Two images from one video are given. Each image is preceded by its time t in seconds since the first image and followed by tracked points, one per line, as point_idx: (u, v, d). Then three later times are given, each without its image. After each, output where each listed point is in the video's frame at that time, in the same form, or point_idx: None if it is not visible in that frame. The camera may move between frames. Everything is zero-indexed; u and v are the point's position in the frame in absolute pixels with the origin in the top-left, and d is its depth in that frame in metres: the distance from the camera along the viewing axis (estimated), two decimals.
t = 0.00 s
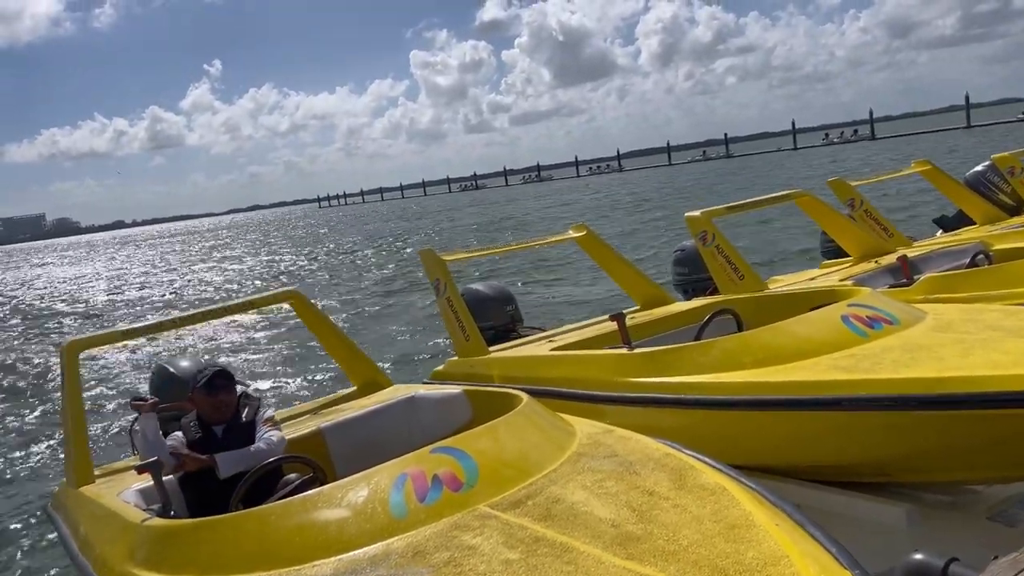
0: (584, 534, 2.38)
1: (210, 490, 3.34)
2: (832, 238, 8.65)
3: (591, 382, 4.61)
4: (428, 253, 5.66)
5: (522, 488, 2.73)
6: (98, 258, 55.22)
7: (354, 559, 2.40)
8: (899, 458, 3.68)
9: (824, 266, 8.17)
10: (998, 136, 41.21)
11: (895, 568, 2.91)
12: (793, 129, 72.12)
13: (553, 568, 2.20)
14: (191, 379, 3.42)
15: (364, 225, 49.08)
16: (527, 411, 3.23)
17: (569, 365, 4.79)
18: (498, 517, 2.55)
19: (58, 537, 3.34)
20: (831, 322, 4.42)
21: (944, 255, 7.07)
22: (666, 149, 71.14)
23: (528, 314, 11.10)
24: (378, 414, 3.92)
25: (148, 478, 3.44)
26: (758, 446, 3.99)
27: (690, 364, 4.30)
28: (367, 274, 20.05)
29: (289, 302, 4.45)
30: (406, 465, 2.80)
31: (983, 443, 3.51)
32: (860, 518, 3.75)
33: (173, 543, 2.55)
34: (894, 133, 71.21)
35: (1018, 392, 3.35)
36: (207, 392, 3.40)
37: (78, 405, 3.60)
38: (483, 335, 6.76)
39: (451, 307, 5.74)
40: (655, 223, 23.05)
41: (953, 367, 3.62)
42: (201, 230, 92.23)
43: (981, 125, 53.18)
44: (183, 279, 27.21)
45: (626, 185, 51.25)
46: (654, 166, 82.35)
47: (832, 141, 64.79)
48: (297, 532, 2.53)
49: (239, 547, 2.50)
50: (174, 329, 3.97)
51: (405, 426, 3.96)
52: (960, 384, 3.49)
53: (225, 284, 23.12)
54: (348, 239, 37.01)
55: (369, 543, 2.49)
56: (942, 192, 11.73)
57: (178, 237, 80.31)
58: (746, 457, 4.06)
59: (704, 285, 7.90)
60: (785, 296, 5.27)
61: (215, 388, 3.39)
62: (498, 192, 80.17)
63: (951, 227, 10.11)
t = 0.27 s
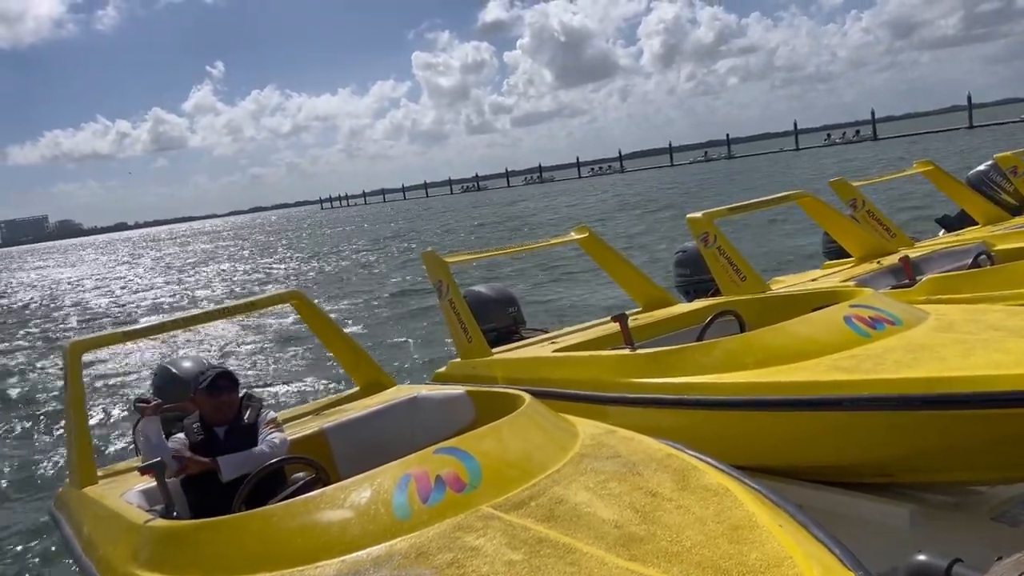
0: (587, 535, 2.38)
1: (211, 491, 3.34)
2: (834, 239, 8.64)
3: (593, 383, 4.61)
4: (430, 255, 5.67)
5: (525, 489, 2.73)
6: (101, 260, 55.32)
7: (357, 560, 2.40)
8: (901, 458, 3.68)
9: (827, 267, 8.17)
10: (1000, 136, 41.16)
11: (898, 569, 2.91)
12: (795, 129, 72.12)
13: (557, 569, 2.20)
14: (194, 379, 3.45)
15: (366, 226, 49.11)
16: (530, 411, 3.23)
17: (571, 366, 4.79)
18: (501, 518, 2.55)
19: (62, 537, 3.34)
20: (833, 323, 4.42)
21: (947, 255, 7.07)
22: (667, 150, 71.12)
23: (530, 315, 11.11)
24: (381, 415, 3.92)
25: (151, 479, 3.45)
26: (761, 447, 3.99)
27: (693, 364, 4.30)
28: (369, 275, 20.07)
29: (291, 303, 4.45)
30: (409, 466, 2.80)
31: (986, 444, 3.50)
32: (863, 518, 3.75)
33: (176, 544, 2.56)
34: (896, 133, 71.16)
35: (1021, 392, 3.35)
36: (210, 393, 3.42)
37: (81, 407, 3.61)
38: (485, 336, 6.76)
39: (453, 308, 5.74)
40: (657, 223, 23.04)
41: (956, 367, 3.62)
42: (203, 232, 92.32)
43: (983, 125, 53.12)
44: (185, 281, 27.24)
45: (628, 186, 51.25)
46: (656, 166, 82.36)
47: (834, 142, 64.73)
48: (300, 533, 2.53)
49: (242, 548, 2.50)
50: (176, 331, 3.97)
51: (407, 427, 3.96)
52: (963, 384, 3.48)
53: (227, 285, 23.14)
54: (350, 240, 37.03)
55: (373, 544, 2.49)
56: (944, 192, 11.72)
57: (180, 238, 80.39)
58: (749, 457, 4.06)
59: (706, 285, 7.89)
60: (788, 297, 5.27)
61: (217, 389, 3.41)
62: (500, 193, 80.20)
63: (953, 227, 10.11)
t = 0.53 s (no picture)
0: (586, 536, 2.39)
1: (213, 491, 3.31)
2: (834, 239, 8.64)
3: (593, 384, 4.61)
4: (430, 256, 5.67)
5: (524, 490, 2.74)
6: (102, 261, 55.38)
7: (357, 561, 2.41)
8: (901, 459, 3.68)
9: (827, 268, 8.17)
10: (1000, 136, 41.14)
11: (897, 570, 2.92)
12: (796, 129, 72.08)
13: (556, 570, 2.21)
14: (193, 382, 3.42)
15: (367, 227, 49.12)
16: (530, 413, 3.24)
17: (571, 368, 4.80)
18: (500, 519, 2.56)
19: (63, 539, 3.35)
20: (833, 324, 4.42)
21: (947, 256, 7.07)
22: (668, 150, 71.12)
23: (530, 316, 11.12)
24: (382, 417, 3.92)
25: (152, 480, 3.46)
26: (761, 448, 3.99)
27: (693, 365, 4.31)
28: (369, 276, 20.08)
29: (292, 304, 4.46)
30: (409, 468, 2.80)
31: (986, 445, 3.51)
32: (863, 519, 3.75)
33: (176, 545, 2.56)
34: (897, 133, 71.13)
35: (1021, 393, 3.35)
36: (211, 396, 3.40)
37: (82, 409, 3.62)
38: (485, 337, 6.77)
39: (454, 310, 5.75)
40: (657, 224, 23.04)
41: (956, 368, 3.62)
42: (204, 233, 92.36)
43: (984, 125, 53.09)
44: (186, 282, 27.27)
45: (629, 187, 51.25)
46: (657, 167, 82.35)
47: (835, 142, 64.59)
48: (300, 535, 2.54)
49: (243, 549, 2.51)
50: (177, 332, 3.98)
51: (408, 428, 3.97)
52: (963, 386, 3.48)
53: (228, 286, 23.16)
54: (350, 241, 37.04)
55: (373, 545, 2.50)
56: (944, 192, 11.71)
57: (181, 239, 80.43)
58: (749, 459, 4.06)
59: (707, 287, 7.90)
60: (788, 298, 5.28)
61: (218, 392, 3.40)
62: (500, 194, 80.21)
63: (954, 227, 10.11)
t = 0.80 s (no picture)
0: (586, 537, 2.39)
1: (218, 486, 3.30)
2: (834, 240, 8.65)
3: (593, 385, 4.61)
4: (431, 257, 5.66)
5: (524, 491, 2.74)
6: (103, 262, 55.44)
7: (356, 562, 2.41)
8: (901, 460, 3.67)
9: (827, 269, 8.17)
10: (1001, 136, 41.13)
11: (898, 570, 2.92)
12: (796, 129, 72.04)
13: (556, 571, 2.20)
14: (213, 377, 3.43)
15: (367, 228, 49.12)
16: (530, 414, 3.24)
17: (571, 368, 4.81)
18: (500, 520, 2.55)
19: (63, 542, 3.34)
20: (834, 325, 4.42)
21: (947, 256, 7.07)
22: (668, 151, 71.15)
23: (531, 317, 11.12)
24: (382, 418, 3.92)
25: (152, 482, 3.45)
26: (762, 449, 3.98)
27: (693, 366, 4.31)
28: (370, 277, 20.08)
29: (292, 306, 4.46)
30: (409, 470, 2.80)
31: (987, 447, 3.50)
32: (863, 520, 3.75)
33: (176, 547, 2.56)
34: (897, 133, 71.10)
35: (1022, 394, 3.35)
36: (230, 392, 3.43)
37: (83, 411, 3.62)
38: (486, 338, 6.77)
39: (454, 311, 5.74)
40: (658, 225, 23.04)
41: (956, 369, 3.62)
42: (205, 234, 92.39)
43: (985, 125, 53.07)
44: (187, 283, 27.29)
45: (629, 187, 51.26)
46: (657, 167, 82.35)
47: (835, 142, 64.57)
48: (299, 536, 2.54)
49: (241, 550, 2.51)
50: (177, 334, 3.97)
51: (408, 429, 3.96)
52: (963, 387, 3.48)
53: (228, 288, 23.16)
54: (350, 242, 37.03)
55: (372, 547, 2.49)
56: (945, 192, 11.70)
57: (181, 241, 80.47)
58: (749, 460, 4.06)
59: (707, 287, 7.90)
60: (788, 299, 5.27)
61: (237, 388, 3.43)
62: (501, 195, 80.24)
63: (955, 228, 10.10)
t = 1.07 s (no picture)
0: (585, 538, 2.38)
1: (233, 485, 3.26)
2: (834, 240, 8.64)
3: (592, 386, 4.60)
4: (430, 257, 5.65)
5: (524, 492, 2.73)
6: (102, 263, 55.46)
7: (355, 563, 2.40)
8: (901, 461, 3.67)
9: (827, 268, 8.17)
10: (1000, 137, 41.13)
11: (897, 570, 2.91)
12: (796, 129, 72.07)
13: (555, 572, 2.20)
14: (248, 371, 3.36)
15: (366, 228, 49.10)
16: (529, 415, 3.23)
17: (570, 368, 4.80)
18: (499, 521, 2.55)
19: (61, 544, 3.33)
20: (833, 325, 4.41)
21: (947, 256, 7.06)
22: (668, 151, 71.15)
23: (530, 317, 11.12)
24: (381, 418, 3.91)
25: (150, 484, 3.44)
26: (761, 450, 3.98)
27: (693, 366, 4.30)
28: (369, 277, 20.09)
29: (291, 306, 4.44)
30: (408, 470, 2.79)
31: (986, 447, 3.50)
32: (863, 520, 3.74)
33: (174, 548, 2.55)
34: (897, 134, 71.11)
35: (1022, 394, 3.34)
36: (263, 389, 3.36)
37: (81, 412, 3.61)
38: (485, 338, 6.76)
39: (453, 311, 5.73)
40: (657, 225, 23.03)
41: (956, 369, 3.61)
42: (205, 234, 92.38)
43: (985, 125, 53.06)
44: (185, 283, 27.31)
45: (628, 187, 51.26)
46: (657, 167, 82.36)
47: (835, 142, 64.57)
48: (297, 537, 2.53)
49: (239, 551, 2.50)
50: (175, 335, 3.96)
51: (407, 430, 3.95)
52: (963, 387, 3.47)
53: (227, 288, 23.15)
54: (350, 243, 37.03)
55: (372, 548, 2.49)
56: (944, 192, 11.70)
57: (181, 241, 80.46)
58: (748, 460, 4.05)
59: (707, 287, 7.89)
60: (787, 300, 5.27)
61: (271, 387, 3.36)
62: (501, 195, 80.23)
63: (954, 227, 10.10)
